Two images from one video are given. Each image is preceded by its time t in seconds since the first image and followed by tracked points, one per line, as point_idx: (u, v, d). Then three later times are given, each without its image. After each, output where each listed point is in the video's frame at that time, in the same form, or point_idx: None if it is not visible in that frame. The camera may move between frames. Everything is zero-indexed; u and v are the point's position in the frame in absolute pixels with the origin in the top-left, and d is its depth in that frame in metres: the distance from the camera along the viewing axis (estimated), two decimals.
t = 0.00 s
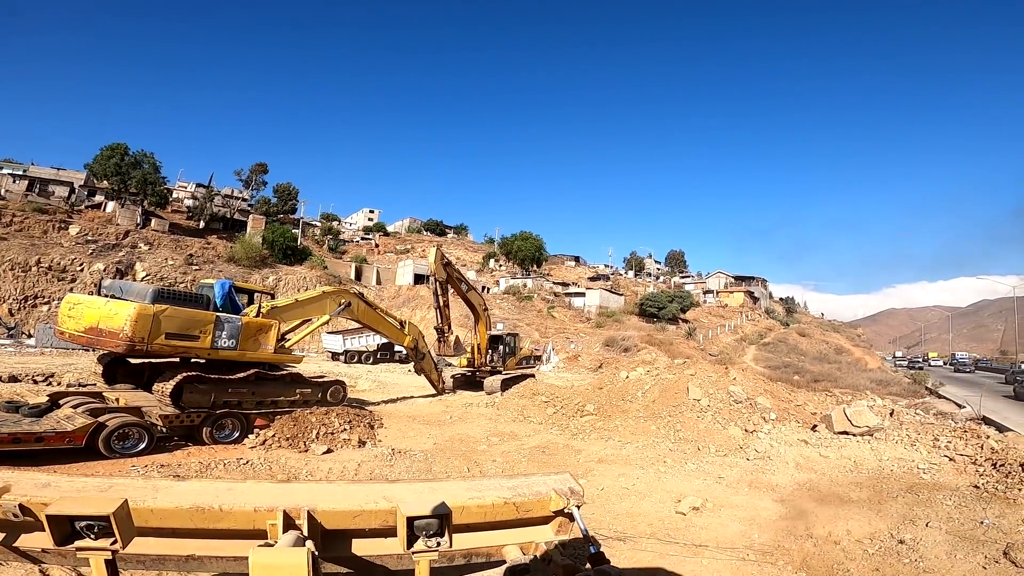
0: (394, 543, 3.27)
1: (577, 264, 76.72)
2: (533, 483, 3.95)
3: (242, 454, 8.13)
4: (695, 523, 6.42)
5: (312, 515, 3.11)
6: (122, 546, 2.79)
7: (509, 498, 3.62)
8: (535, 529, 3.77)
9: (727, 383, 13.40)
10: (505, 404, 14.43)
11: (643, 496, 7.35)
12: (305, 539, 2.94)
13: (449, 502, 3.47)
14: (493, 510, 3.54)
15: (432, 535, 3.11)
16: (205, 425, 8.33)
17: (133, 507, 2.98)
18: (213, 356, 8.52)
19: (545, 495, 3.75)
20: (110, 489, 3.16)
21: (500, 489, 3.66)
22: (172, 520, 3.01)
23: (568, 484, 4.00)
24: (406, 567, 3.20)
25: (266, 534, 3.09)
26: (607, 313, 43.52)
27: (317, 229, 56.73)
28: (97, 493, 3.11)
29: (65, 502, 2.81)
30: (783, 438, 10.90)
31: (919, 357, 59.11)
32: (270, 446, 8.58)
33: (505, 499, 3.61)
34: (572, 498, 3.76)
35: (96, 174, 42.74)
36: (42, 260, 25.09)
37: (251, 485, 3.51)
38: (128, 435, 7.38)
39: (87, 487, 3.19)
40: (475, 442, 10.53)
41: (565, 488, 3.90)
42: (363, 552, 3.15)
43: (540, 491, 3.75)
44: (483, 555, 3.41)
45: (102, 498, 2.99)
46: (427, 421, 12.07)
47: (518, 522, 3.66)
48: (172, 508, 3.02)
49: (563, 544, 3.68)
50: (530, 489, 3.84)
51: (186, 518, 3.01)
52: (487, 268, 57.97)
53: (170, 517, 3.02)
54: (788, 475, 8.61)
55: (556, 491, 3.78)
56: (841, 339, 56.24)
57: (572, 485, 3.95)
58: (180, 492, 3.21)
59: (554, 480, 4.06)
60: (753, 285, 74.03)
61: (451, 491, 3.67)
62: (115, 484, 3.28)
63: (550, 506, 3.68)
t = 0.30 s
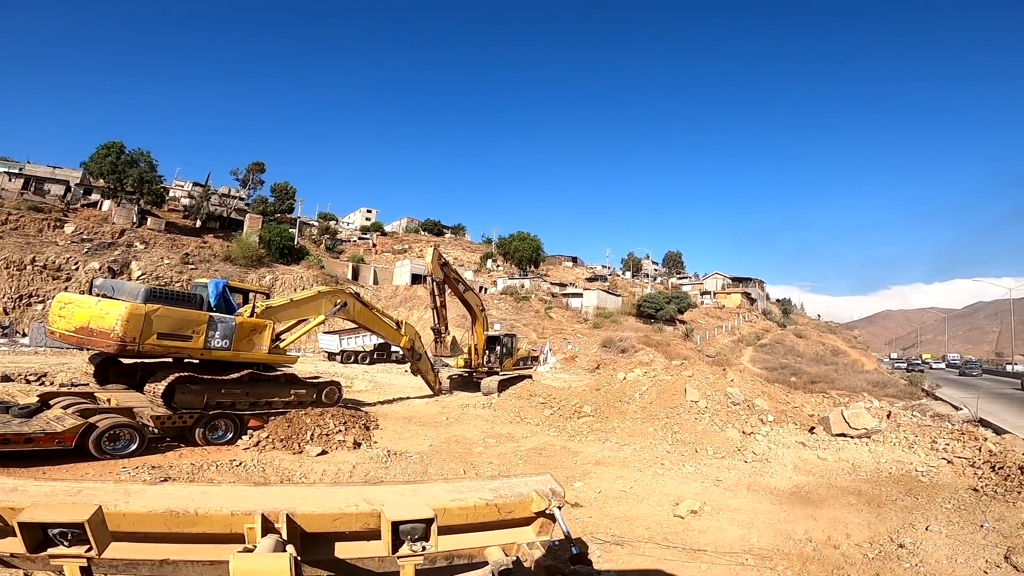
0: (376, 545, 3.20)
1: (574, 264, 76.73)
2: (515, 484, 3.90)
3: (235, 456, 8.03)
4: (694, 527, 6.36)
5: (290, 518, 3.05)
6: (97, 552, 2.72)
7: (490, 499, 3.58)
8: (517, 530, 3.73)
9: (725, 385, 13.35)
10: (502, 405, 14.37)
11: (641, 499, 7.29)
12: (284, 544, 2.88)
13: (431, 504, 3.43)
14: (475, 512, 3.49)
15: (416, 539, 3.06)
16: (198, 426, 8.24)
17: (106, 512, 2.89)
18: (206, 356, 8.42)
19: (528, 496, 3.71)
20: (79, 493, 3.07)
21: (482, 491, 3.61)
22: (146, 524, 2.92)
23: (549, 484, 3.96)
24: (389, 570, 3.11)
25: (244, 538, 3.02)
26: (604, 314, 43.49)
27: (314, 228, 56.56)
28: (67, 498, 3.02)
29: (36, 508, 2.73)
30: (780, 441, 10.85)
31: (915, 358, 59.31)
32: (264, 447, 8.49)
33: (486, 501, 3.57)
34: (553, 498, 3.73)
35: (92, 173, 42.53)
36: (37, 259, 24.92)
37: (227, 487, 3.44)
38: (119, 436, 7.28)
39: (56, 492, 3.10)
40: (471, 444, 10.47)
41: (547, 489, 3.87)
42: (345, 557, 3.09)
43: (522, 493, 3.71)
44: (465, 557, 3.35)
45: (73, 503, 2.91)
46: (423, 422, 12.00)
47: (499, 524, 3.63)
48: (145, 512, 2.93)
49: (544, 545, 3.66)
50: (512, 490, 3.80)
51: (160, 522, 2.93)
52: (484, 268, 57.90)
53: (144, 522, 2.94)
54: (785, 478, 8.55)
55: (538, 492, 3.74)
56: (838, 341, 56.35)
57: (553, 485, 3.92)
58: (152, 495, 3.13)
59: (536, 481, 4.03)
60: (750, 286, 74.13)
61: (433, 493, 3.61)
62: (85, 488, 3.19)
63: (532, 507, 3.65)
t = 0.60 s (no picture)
0: (348, 544, 3.15)
1: (568, 265, 76.74)
2: (486, 482, 3.98)
3: (222, 457, 7.89)
4: (689, 530, 6.29)
5: (257, 517, 2.99)
6: (53, 554, 2.65)
7: (462, 496, 3.62)
8: (489, 527, 3.79)
9: (718, 385, 13.31)
10: (494, 406, 14.28)
11: (634, 501, 7.22)
12: (251, 544, 2.82)
13: (403, 502, 3.43)
14: (448, 509, 3.53)
15: (390, 536, 3.06)
16: (184, 427, 8.09)
17: (62, 513, 2.81)
18: (192, 356, 8.27)
19: (499, 493, 3.79)
20: (32, 494, 2.96)
21: (455, 488, 3.66)
22: (104, 525, 2.83)
23: (520, 481, 4.06)
24: (361, 568, 3.11)
25: (209, 538, 2.96)
26: (597, 314, 43.47)
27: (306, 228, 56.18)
28: (19, 499, 2.91)
29: None
30: (774, 441, 10.82)
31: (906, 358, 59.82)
32: (252, 448, 8.35)
33: (459, 498, 3.61)
34: (525, 495, 3.83)
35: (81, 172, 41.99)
36: (24, 258, 24.54)
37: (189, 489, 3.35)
38: (102, 437, 7.12)
39: (7, 493, 2.99)
40: (463, 445, 10.37)
41: (517, 486, 3.97)
42: (315, 556, 3.03)
43: (493, 490, 3.78)
44: (437, 554, 3.40)
45: (26, 505, 2.81)
46: (414, 424, 11.89)
47: (471, 521, 3.68)
48: (102, 513, 2.84)
49: (516, 541, 3.76)
50: (483, 487, 3.87)
51: (117, 523, 2.84)
52: (477, 269, 57.74)
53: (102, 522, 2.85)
54: (778, 479, 8.50)
55: (509, 489, 3.83)
56: (829, 341, 56.69)
57: (524, 483, 4.02)
58: (110, 496, 3.03)
59: (506, 479, 4.12)
60: (742, 286, 74.43)
61: (405, 492, 3.62)
62: (38, 489, 3.08)
63: (504, 504, 3.73)
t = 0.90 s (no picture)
0: (322, 550, 3.15)
1: (565, 266, 76.76)
2: (460, 484, 3.93)
3: (213, 461, 7.76)
4: (688, 534, 6.21)
5: (222, 525, 2.95)
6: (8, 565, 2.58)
7: (436, 500, 3.58)
8: (464, 530, 3.77)
9: (716, 387, 13.23)
10: (491, 408, 14.15)
11: (633, 506, 7.12)
12: (218, 553, 2.79)
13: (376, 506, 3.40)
14: (421, 512, 3.50)
15: (365, 541, 3.15)
16: (173, 430, 7.95)
17: (16, 522, 2.72)
18: (182, 359, 8.14)
19: (473, 495, 3.75)
20: None
21: (428, 491, 3.61)
22: (60, 534, 2.75)
23: (494, 483, 4.01)
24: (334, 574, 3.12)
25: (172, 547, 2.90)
26: (594, 316, 43.44)
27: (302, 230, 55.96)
28: None
29: None
30: (772, 444, 10.75)
31: (900, 359, 60.15)
32: (244, 452, 8.22)
33: (432, 501, 3.57)
34: (499, 497, 3.78)
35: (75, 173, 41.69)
36: (17, 260, 24.30)
37: (148, 496, 3.25)
38: (89, 441, 6.98)
39: None
40: (458, 448, 10.25)
41: (492, 487, 3.92)
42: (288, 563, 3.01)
43: (468, 492, 3.75)
44: (412, 558, 3.33)
45: None
46: (410, 426, 11.76)
47: (445, 524, 3.65)
48: (58, 522, 2.76)
49: (491, 544, 3.73)
50: (458, 489, 3.83)
51: (70, 533, 2.76)
52: (474, 270, 57.65)
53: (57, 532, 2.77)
54: (776, 482, 8.41)
55: (483, 491, 3.79)
56: (825, 343, 56.85)
57: (498, 484, 3.98)
58: (65, 505, 2.94)
59: (481, 480, 4.07)
60: (738, 288, 74.62)
61: (378, 496, 3.58)
62: None
63: (478, 506, 3.69)
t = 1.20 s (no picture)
0: (297, 552, 3.24)
1: (561, 268, 76.79)
2: (436, 485, 3.98)
3: (204, 465, 7.64)
4: (686, 538, 6.14)
5: (194, 527, 3.02)
6: None
7: (412, 502, 3.64)
8: (442, 533, 3.81)
9: (713, 389, 13.17)
10: (487, 410, 14.05)
11: (630, 509, 7.04)
12: (187, 555, 2.84)
13: (351, 508, 3.47)
14: (397, 515, 3.56)
15: (339, 543, 3.22)
16: (163, 433, 7.83)
17: None
18: (172, 361, 8.03)
19: (450, 497, 3.82)
20: None
21: (404, 493, 3.68)
22: (25, 537, 2.78)
23: (470, 483, 4.06)
24: None
25: (140, 550, 2.95)
26: (591, 318, 43.41)
27: (298, 231, 55.78)
28: None
29: None
30: (770, 446, 10.69)
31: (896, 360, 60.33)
32: (235, 455, 8.11)
33: (408, 503, 3.64)
34: (476, 498, 3.85)
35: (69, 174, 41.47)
36: (10, 261, 24.14)
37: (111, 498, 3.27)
38: (77, 444, 6.87)
39: None
40: (454, 451, 10.15)
41: (469, 488, 3.97)
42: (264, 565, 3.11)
43: (444, 494, 3.81)
44: (388, 561, 3.38)
45: None
46: (405, 429, 11.65)
47: (422, 526, 3.72)
48: (23, 524, 2.79)
49: (469, 545, 3.77)
50: (434, 491, 3.88)
51: (38, 535, 2.80)
52: (470, 271, 57.57)
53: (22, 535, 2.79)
54: (772, 484, 8.33)
55: (460, 492, 3.85)
56: (821, 344, 57.02)
57: (475, 484, 4.03)
58: (31, 507, 2.96)
59: (457, 481, 4.12)
60: (735, 289, 74.83)
61: (353, 498, 3.62)
62: None
63: (454, 508, 3.76)
